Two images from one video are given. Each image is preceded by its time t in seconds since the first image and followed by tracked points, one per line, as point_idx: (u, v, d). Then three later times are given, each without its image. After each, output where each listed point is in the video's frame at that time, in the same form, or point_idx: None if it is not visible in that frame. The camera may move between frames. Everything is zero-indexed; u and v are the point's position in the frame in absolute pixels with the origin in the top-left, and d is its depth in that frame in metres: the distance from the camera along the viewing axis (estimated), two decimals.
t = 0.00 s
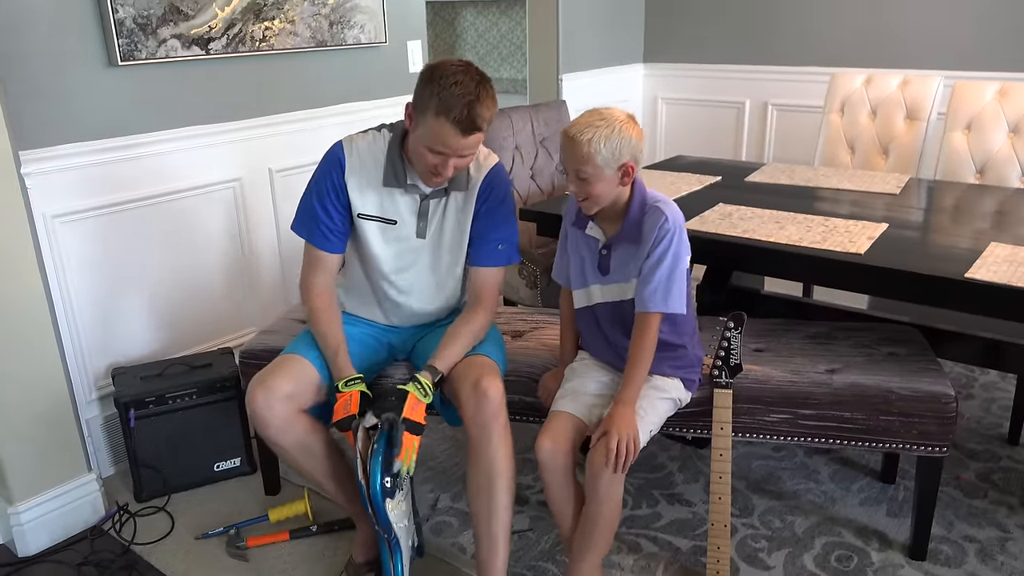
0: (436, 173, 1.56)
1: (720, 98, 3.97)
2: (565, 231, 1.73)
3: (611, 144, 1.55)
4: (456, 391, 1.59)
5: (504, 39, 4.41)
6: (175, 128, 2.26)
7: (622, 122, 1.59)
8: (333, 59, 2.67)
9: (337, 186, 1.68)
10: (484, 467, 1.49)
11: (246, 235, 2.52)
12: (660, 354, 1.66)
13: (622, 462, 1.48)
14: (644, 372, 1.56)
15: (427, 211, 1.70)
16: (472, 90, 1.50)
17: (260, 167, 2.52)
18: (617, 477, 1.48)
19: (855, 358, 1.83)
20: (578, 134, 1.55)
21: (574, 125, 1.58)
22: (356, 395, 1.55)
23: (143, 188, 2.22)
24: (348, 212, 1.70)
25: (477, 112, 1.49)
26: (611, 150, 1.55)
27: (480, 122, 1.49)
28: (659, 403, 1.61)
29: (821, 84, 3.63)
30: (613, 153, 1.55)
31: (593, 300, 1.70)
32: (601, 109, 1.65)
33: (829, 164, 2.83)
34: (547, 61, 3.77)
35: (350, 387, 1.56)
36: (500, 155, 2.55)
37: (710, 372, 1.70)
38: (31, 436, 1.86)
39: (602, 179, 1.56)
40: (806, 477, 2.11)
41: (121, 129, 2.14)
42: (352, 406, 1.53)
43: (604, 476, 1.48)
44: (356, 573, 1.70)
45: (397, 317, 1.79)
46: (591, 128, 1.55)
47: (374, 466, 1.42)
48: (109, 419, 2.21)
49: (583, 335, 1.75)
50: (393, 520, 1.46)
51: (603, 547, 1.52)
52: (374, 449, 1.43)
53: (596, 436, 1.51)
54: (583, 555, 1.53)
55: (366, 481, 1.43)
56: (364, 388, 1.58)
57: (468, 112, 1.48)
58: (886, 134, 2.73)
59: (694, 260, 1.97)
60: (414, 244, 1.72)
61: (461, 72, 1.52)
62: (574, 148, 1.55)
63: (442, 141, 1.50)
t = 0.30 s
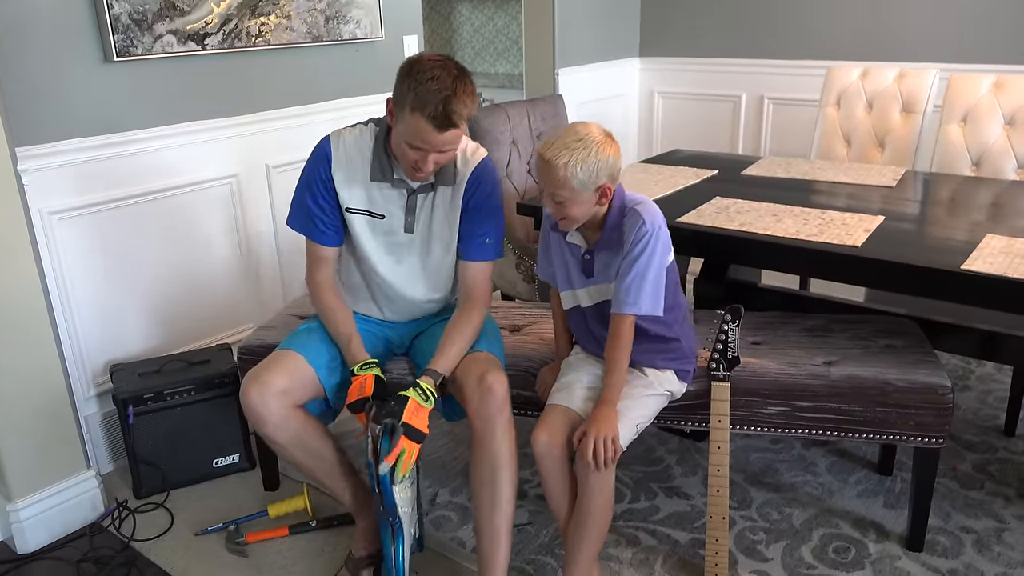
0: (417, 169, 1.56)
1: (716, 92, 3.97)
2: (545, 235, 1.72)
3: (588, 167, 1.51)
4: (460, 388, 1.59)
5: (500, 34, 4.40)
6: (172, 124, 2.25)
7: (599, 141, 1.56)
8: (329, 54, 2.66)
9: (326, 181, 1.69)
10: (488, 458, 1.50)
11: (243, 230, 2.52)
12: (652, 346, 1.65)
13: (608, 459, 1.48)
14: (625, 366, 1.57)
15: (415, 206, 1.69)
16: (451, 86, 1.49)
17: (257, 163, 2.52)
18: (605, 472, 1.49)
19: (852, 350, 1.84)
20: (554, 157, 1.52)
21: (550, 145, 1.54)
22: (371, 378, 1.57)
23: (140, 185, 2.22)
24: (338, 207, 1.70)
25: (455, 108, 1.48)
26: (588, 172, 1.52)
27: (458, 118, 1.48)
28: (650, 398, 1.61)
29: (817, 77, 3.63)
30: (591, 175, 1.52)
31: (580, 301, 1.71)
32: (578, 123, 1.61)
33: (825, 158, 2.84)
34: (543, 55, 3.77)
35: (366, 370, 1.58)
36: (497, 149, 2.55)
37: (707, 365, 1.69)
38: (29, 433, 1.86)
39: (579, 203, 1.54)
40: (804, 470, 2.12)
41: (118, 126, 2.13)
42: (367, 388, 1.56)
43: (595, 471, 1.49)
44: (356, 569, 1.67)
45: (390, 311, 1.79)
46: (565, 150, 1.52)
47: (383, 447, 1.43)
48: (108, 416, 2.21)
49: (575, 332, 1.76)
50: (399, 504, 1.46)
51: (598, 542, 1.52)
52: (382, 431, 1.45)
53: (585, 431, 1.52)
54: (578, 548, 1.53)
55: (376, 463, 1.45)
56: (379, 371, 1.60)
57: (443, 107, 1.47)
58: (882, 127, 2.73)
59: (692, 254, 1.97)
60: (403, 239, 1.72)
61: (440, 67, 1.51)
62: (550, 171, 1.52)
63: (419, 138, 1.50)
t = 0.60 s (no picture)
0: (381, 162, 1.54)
1: (711, 92, 3.98)
2: (528, 251, 1.69)
3: (562, 191, 1.49)
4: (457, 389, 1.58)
5: (495, 34, 4.40)
6: (168, 125, 2.25)
7: (575, 163, 1.53)
8: (324, 54, 2.66)
9: (308, 184, 1.69)
10: (484, 457, 1.50)
11: (239, 230, 2.52)
12: (649, 351, 1.65)
13: (597, 459, 1.48)
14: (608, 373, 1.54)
15: (398, 198, 1.69)
16: (402, 76, 1.46)
17: (252, 162, 2.51)
18: (595, 472, 1.49)
19: (847, 349, 1.85)
20: (527, 185, 1.51)
21: (524, 172, 1.53)
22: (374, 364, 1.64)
23: (136, 185, 2.21)
24: (323, 209, 1.71)
25: (407, 99, 1.45)
26: (562, 195, 1.49)
27: (410, 108, 1.45)
28: (638, 400, 1.61)
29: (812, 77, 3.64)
30: (566, 199, 1.50)
31: (572, 315, 1.68)
32: (552, 143, 1.59)
33: (820, 157, 2.84)
34: (538, 55, 3.77)
35: (367, 360, 1.65)
36: (493, 149, 2.55)
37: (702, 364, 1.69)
38: (25, 434, 1.85)
39: (557, 227, 1.52)
40: (799, 468, 2.13)
41: (114, 127, 2.13)
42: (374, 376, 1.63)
43: (586, 472, 1.49)
44: (354, 568, 1.70)
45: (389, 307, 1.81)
46: (539, 177, 1.50)
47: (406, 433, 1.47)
48: (104, 417, 2.21)
49: (565, 339, 1.74)
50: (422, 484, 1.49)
51: (590, 541, 1.53)
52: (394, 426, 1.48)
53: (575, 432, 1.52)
54: (571, 546, 1.53)
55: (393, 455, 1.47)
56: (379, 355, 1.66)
57: (395, 99, 1.44)
58: (876, 127, 2.74)
59: (687, 253, 1.97)
60: (391, 232, 1.72)
61: (392, 58, 1.48)
62: (524, 199, 1.51)
63: (376, 132, 1.47)
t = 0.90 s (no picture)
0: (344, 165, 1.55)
1: (711, 93, 3.98)
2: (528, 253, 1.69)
3: (553, 192, 1.49)
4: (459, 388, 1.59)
5: (495, 35, 4.41)
6: (170, 126, 2.26)
7: (567, 163, 1.53)
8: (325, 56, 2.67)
9: (300, 195, 1.70)
10: (488, 459, 1.50)
11: (241, 231, 2.52)
12: (648, 350, 1.64)
13: (593, 458, 1.49)
14: (605, 371, 1.54)
15: (384, 195, 1.70)
16: (341, 78, 1.46)
17: (254, 164, 2.52)
18: (592, 471, 1.49)
19: (847, 348, 1.85)
20: (518, 185, 1.51)
21: (516, 173, 1.53)
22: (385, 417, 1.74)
23: (137, 187, 2.22)
24: (319, 218, 1.72)
25: (345, 100, 1.45)
26: (553, 196, 1.50)
27: (349, 109, 1.45)
28: (637, 400, 1.62)
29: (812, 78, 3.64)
30: (557, 200, 1.50)
31: (569, 315, 1.68)
32: (546, 145, 1.59)
33: (820, 157, 2.85)
34: (538, 56, 3.78)
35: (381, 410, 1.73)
36: (493, 150, 2.55)
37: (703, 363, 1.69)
38: (27, 436, 1.86)
39: (551, 228, 1.53)
40: (800, 468, 2.13)
41: (116, 129, 2.14)
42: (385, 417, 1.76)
43: (584, 470, 1.49)
44: (356, 568, 1.70)
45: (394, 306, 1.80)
46: (529, 179, 1.50)
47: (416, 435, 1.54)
48: (106, 418, 2.21)
49: (565, 340, 1.74)
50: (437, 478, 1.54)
51: (590, 540, 1.53)
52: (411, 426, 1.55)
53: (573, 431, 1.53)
54: (570, 545, 1.53)
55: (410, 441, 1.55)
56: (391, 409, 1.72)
57: (333, 101, 1.45)
58: (876, 127, 2.74)
59: (688, 253, 1.98)
60: (384, 229, 1.73)
61: (333, 62, 1.49)
62: (516, 201, 1.52)
63: (326, 137, 1.49)
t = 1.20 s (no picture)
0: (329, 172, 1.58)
1: (711, 95, 3.99)
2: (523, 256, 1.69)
3: (545, 194, 1.50)
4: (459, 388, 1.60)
5: (496, 36, 4.41)
6: (170, 126, 2.26)
7: (556, 164, 1.53)
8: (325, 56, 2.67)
9: (293, 209, 1.71)
10: (488, 459, 1.50)
11: (240, 231, 2.52)
12: (642, 352, 1.64)
13: (583, 460, 1.49)
14: (597, 372, 1.55)
15: (376, 201, 1.70)
16: (315, 89, 1.46)
17: (253, 164, 2.52)
18: (582, 473, 1.50)
19: (845, 351, 1.85)
20: (509, 189, 1.51)
21: (506, 177, 1.53)
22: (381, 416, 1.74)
23: (137, 186, 2.22)
24: (314, 230, 1.72)
25: (320, 111, 1.45)
26: (544, 198, 1.50)
27: (325, 120, 1.46)
28: (630, 402, 1.62)
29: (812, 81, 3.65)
30: (548, 202, 1.50)
31: (563, 317, 1.68)
32: (533, 146, 1.59)
33: (819, 161, 2.85)
34: (538, 57, 3.78)
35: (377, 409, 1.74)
36: (493, 152, 2.56)
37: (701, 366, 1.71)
38: (26, 434, 1.86)
39: (543, 230, 1.53)
40: (798, 471, 2.14)
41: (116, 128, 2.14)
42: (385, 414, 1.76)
43: (575, 472, 1.50)
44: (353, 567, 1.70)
45: (395, 311, 1.80)
46: (520, 181, 1.50)
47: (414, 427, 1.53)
48: (105, 416, 2.22)
49: (561, 342, 1.74)
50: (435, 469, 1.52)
51: (582, 543, 1.54)
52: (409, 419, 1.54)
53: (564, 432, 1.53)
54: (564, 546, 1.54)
55: (410, 431, 1.54)
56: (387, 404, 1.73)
57: (308, 113, 1.45)
58: (875, 130, 2.75)
59: (687, 256, 1.98)
60: (378, 235, 1.72)
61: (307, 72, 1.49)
62: (508, 204, 1.51)
63: (306, 147, 1.51)
